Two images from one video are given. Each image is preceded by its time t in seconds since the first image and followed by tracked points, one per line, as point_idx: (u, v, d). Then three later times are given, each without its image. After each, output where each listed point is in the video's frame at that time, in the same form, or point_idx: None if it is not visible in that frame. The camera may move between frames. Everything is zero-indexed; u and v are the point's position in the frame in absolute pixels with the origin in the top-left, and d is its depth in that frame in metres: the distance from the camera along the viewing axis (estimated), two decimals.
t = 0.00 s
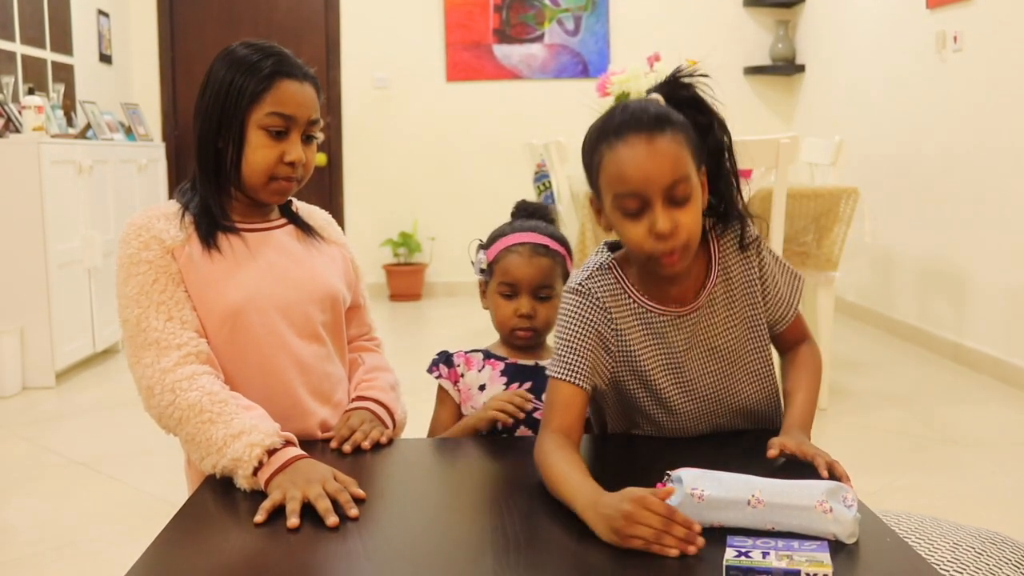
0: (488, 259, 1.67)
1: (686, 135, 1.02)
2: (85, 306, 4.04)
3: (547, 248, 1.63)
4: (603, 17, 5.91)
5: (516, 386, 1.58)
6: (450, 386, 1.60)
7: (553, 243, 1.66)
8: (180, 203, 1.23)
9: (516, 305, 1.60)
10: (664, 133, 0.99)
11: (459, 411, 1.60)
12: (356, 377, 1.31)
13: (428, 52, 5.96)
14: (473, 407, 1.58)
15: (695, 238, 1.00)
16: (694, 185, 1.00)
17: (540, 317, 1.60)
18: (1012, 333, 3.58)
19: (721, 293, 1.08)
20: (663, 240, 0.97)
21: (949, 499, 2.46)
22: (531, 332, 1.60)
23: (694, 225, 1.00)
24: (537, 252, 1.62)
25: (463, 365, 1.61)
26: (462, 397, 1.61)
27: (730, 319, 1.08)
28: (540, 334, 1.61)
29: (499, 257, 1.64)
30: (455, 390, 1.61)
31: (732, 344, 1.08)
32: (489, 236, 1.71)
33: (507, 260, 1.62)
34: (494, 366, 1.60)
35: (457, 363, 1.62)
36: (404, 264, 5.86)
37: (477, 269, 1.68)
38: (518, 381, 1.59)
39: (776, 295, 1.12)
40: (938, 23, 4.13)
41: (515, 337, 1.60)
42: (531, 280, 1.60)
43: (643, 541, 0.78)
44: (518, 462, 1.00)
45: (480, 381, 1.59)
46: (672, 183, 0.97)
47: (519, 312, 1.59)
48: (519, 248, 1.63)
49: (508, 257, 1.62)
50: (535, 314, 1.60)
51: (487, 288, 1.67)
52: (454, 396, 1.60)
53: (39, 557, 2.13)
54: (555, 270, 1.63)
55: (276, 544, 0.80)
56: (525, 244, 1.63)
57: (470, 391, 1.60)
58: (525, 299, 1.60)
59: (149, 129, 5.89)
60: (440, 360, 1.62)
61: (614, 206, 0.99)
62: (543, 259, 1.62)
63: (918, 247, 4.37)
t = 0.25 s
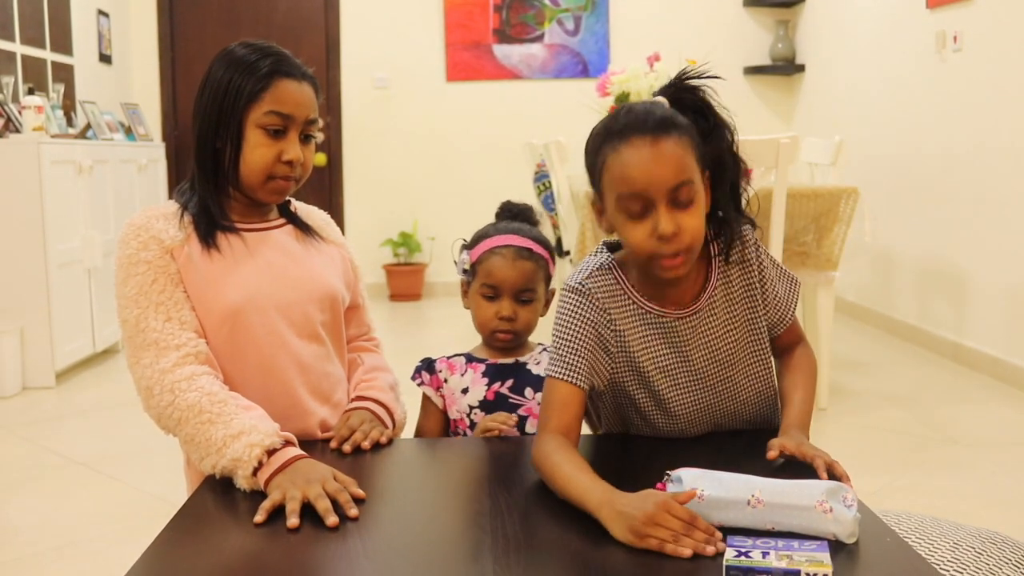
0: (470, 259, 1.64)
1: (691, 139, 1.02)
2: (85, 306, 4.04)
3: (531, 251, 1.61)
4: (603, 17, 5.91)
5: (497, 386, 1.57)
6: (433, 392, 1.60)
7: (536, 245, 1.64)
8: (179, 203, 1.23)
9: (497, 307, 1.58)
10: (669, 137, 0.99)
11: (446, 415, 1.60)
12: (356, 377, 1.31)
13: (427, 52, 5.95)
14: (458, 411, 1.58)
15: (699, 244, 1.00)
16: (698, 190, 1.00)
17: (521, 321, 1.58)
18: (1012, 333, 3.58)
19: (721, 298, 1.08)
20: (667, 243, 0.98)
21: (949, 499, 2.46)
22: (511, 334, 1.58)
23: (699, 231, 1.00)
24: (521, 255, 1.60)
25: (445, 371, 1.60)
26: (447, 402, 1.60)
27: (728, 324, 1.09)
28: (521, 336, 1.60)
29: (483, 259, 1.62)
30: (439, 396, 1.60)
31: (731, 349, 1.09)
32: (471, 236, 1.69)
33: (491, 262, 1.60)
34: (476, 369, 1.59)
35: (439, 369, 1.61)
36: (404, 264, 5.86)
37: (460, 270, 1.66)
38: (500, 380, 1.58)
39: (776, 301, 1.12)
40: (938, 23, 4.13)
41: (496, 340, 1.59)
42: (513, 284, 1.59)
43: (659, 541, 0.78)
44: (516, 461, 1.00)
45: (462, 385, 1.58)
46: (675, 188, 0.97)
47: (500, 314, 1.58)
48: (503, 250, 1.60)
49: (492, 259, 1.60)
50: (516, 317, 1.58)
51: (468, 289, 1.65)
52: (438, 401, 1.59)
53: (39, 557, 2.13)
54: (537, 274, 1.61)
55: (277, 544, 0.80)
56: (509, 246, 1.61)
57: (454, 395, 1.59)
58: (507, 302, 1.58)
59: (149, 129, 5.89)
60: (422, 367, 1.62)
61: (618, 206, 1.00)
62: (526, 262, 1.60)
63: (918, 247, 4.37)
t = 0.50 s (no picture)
0: (462, 263, 1.64)
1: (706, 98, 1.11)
2: (85, 306, 4.04)
3: (522, 254, 1.61)
4: (603, 17, 5.91)
5: (495, 382, 1.57)
6: (430, 392, 1.58)
7: (529, 248, 1.64)
8: (178, 202, 1.23)
9: (490, 311, 1.59)
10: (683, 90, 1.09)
11: (442, 414, 1.59)
12: (356, 377, 1.31)
13: (427, 52, 5.95)
14: (456, 409, 1.57)
15: (708, 190, 1.07)
16: (710, 139, 1.08)
17: (514, 324, 1.59)
18: (1012, 333, 3.58)
19: (726, 276, 1.10)
20: (679, 178, 1.05)
21: (949, 499, 2.46)
22: (505, 337, 1.59)
23: (709, 180, 1.07)
24: (512, 259, 1.60)
25: (441, 370, 1.59)
26: (443, 401, 1.59)
27: (733, 303, 1.10)
28: (514, 339, 1.60)
29: (474, 263, 1.62)
30: (436, 396, 1.59)
31: (734, 330, 1.10)
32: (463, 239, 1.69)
33: (483, 267, 1.60)
34: (472, 367, 1.58)
35: (435, 368, 1.59)
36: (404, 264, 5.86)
37: (452, 273, 1.66)
38: (497, 377, 1.58)
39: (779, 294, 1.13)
40: (938, 23, 4.13)
41: (489, 343, 1.59)
42: (506, 288, 1.59)
43: (658, 541, 0.78)
44: (514, 461, 1.00)
45: (459, 383, 1.58)
46: (690, 128, 1.06)
47: (493, 318, 1.58)
48: (494, 254, 1.60)
49: (483, 263, 1.60)
50: (508, 321, 1.58)
51: (461, 292, 1.65)
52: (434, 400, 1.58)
53: (39, 557, 2.13)
54: (530, 276, 1.61)
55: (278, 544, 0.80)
56: (500, 250, 1.61)
57: (451, 394, 1.58)
58: (500, 306, 1.58)
59: (149, 129, 5.89)
60: (417, 367, 1.60)
61: (636, 147, 1.08)
62: (518, 266, 1.60)
63: (918, 247, 4.37)
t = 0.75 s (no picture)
0: (459, 264, 1.55)
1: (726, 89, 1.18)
2: (85, 306, 4.04)
3: (519, 253, 1.52)
4: (603, 17, 5.91)
5: (501, 380, 1.49)
6: (436, 394, 1.49)
7: (527, 246, 1.55)
8: (179, 202, 1.23)
9: (487, 312, 1.50)
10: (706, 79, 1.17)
11: (449, 416, 1.50)
12: (356, 376, 1.31)
13: (427, 52, 5.96)
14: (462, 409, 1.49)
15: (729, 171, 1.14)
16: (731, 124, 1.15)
17: (512, 325, 1.50)
18: (1012, 333, 3.58)
19: (742, 260, 1.16)
20: (704, 158, 1.12)
21: (949, 499, 2.46)
22: (503, 338, 1.51)
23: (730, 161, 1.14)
24: (508, 258, 1.51)
25: (445, 372, 1.50)
26: (448, 403, 1.50)
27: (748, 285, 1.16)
28: (514, 340, 1.52)
29: (471, 263, 1.53)
30: (442, 398, 1.50)
31: (747, 311, 1.15)
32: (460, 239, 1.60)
33: (479, 268, 1.50)
34: (476, 367, 1.50)
35: (439, 370, 1.50)
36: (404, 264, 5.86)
37: (451, 274, 1.58)
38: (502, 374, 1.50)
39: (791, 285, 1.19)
40: (938, 23, 4.13)
41: (488, 344, 1.51)
42: (503, 289, 1.50)
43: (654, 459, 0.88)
44: (513, 461, 1.00)
45: (464, 384, 1.49)
46: (714, 112, 1.14)
47: (490, 319, 1.50)
48: (490, 254, 1.51)
49: (479, 263, 1.51)
50: (506, 321, 1.50)
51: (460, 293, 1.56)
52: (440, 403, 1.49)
53: (39, 557, 2.13)
54: (527, 275, 1.51)
55: (278, 544, 0.80)
56: (496, 250, 1.51)
57: (456, 395, 1.49)
58: (497, 307, 1.50)
59: (149, 129, 5.89)
60: (419, 370, 1.51)
61: (661, 131, 1.16)
62: (514, 265, 1.50)
63: (918, 247, 4.36)
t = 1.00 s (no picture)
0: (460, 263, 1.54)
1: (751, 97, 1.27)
2: (85, 306, 4.04)
3: (520, 248, 1.52)
4: (603, 17, 5.91)
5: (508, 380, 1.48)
6: (443, 397, 1.48)
7: (526, 242, 1.54)
8: (179, 202, 1.23)
9: (491, 306, 1.49)
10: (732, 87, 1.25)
11: (458, 420, 1.48)
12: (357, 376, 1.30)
13: (427, 53, 5.96)
14: (471, 411, 1.47)
15: (750, 173, 1.23)
16: (753, 129, 1.24)
17: (515, 318, 1.49)
18: (1012, 333, 3.58)
19: (764, 259, 1.23)
20: (726, 161, 1.21)
21: (950, 499, 2.45)
22: (508, 332, 1.49)
23: (751, 164, 1.22)
24: (510, 252, 1.50)
25: (451, 375, 1.49)
26: (457, 406, 1.49)
27: (771, 283, 1.22)
28: (518, 334, 1.50)
29: (472, 261, 1.52)
30: (450, 401, 1.49)
31: (768, 308, 1.22)
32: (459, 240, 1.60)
33: (480, 263, 1.50)
34: (482, 368, 1.49)
35: (445, 373, 1.50)
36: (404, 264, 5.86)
37: (452, 274, 1.57)
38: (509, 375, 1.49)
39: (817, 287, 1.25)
40: (938, 23, 4.12)
41: (493, 339, 1.50)
42: (506, 282, 1.49)
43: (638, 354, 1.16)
44: (511, 460, 1.00)
45: (471, 386, 1.48)
46: (735, 118, 1.23)
47: (495, 312, 1.48)
48: (491, 249, 1.51)
49: (480, 258, 1.50)
50: (510, 315, 1.49)
51: (461, 293, 1.55)
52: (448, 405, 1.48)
53: (39, 557, 2.13)
54: (529, 269, 1.51)
55: (278, 543, 0.81)
56: (496, 245, 1.51)
57: (463, 397, 1.48)
58: (501, 299, 1.49)
59: (149, 129, 5.89)
60: (426, 374, 1.50)
61: (687, 135, 1.25)
62: (516, 259, 1.50)
63: (918, 247, 4.36)
